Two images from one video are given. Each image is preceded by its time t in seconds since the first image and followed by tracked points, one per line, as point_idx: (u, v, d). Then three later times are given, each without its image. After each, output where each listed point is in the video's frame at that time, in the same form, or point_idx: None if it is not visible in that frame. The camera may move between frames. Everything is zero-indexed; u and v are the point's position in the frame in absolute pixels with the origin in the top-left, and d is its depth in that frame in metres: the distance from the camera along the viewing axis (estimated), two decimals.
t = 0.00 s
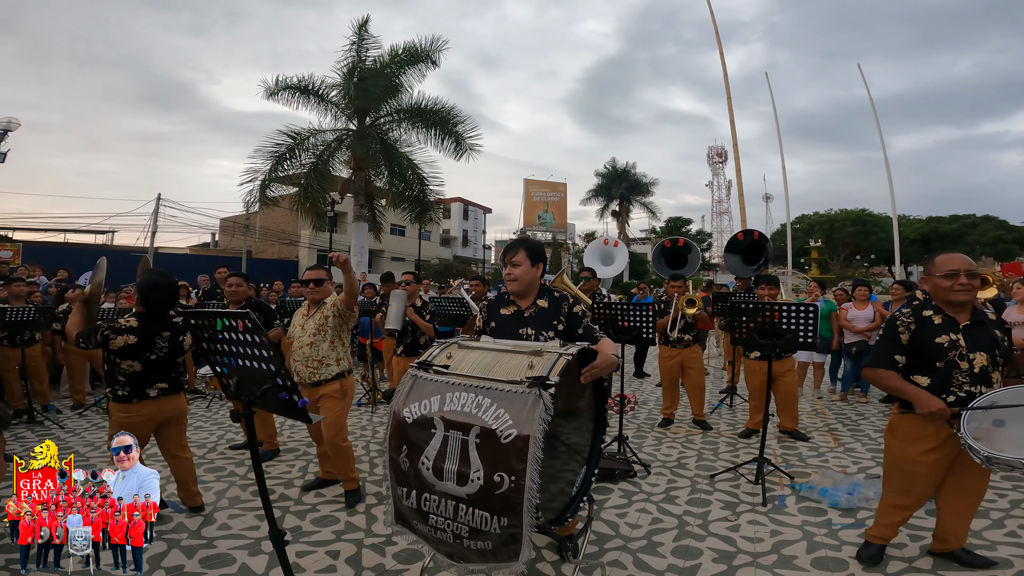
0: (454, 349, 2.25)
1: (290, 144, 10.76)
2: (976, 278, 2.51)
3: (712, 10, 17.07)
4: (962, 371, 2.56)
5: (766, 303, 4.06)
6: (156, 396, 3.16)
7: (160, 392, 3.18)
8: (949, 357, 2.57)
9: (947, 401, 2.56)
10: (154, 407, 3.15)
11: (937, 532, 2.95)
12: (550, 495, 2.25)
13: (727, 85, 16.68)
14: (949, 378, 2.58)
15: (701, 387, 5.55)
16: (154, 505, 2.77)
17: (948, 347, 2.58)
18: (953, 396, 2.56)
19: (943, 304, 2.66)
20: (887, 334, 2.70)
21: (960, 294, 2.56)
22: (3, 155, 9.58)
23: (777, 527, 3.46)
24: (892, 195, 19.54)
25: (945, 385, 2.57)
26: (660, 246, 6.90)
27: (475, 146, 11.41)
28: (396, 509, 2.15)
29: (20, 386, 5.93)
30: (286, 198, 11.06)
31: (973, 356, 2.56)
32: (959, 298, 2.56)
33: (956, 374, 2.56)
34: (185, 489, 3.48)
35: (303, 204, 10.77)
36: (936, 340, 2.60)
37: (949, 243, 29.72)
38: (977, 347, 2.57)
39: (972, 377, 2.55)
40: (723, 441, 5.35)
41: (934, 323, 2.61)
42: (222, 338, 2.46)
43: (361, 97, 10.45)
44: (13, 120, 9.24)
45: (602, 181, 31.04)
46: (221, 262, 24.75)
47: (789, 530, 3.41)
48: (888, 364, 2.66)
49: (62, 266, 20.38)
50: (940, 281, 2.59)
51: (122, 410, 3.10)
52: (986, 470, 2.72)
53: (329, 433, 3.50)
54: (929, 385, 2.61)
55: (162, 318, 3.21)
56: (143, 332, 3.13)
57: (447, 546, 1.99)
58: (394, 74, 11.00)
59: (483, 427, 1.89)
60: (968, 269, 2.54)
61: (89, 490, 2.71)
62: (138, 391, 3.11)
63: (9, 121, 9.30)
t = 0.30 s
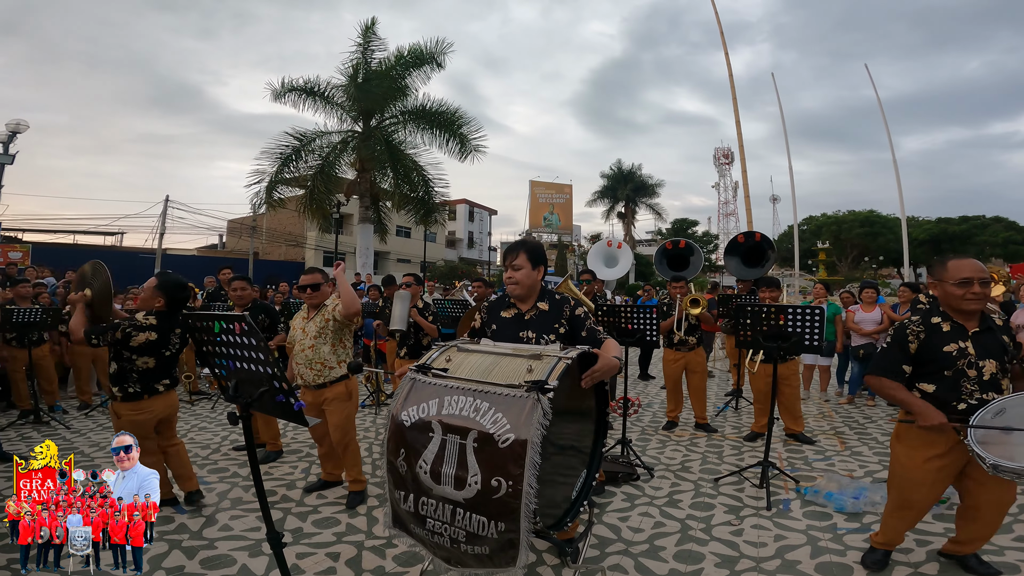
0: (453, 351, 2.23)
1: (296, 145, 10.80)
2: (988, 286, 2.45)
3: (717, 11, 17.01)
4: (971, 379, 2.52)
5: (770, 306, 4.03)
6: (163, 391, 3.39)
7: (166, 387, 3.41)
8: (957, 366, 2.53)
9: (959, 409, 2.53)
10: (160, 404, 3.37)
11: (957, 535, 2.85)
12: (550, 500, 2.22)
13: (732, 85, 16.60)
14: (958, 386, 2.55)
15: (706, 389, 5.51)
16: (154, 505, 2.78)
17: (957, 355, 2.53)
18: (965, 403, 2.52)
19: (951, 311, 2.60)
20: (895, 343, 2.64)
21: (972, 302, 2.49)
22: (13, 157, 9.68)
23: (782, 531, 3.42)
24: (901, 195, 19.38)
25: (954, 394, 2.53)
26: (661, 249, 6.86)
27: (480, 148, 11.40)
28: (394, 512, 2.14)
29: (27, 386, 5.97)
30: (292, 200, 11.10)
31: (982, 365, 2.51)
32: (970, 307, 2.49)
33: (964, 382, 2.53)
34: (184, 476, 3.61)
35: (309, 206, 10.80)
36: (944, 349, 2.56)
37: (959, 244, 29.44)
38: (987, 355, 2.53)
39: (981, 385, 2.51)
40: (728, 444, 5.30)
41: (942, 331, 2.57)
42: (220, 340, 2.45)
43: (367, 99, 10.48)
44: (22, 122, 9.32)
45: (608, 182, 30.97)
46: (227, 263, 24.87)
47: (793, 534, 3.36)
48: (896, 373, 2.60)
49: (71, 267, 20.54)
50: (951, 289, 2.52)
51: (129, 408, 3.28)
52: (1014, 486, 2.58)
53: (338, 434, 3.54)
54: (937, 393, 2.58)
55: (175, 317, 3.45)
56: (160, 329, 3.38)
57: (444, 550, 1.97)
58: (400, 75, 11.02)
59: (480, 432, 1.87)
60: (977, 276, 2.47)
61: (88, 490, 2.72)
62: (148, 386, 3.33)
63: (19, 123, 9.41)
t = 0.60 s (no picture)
0: (454, 352, 2.24)
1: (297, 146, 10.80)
2: (1011, 282, 2.46)
3: (714, 11, 16.96)
4: (990, 377, 2.52)
5: (774, 306, 4.03)
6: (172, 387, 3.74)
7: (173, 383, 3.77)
8: (976, 363, 2.54)
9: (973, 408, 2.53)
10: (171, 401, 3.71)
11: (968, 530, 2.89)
12: (552, 500, 2.23)
13: (731, 85, 16.55)
14: (978, 385, 2.54)
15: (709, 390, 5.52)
16: (154, 505, 2.79)
17: (976, 352, 2.54)
18: (979, 402, 2.53)
19: (974, 307, 2.61)
20: (914, 338, 2.68)
21: (995, 299, 2.49)
22: (15, 157, 9.70)
23: (783, 531, 3.42)
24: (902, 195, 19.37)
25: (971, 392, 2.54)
26: (667, 248, 6.85)
27: (481, 148, 11.41)
28: (396, 513, 2.14)
29: (29, 387, 5.99)
30: (293, 200, 11.11)
31: (1003, 363, 2.50)
32: (994, 303, 2.50)
33: (983, 380, 2.53)
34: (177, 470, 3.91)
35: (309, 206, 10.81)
36: (963, 346, 2.57)
37: (961, 244, 29.43)
38: (1009, 354, 2.51)
39: (1000, 384, 2.50)
40: (729, 444, 5.30)
41: (964, 328, 2.57)
42: (223, 341, 2.46)
43: (368, 99, 10.49)
44: (23, 123, 9.35)
45: (609, 182, 30.96)
46: (229, 264, 24.91)
47: (794, 534, 3.37)
48: (914, 368, 2.63)
49: (72, 267, 20.56)
50: (974, 286, 2.53)
51: (147, 404, 3.55)
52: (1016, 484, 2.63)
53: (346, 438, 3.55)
54: (955, 390, 2.59)
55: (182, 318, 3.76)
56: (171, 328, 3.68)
57: (446, 550, 1.97)
58: (401, 76, 11.04)
59: (482, 432, 1.88)
60: (1001, 272, 2.48)
61: (88, 489, 2.73)
62: (162, 382, 3.66)
63: (21, 124, 9.43)
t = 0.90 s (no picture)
0: (460, 351, 2.27)
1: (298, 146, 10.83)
2: None
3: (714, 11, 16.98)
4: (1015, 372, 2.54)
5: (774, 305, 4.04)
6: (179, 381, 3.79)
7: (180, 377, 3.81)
8: (1002, 357, 2.57)
9: (991, 401, 2.56)
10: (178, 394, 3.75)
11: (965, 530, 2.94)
12: (556, 498, 2.26)
13: (731, 85, 16.57)
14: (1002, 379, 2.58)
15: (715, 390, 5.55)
16: (154, 505, 2.81)
17: (1004, 348, 2.56)
18: (1000, 396, 2.55)
19: (1013, 305, 2.59)
20: (947, 329, 2.75)
21: None
22: (17, 158, 9.74)
23: (784, 529, 3.45)
24: (902, 195, 19.39)
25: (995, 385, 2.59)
26: (679, 247, 6.90)
27: (481, 148, 11.44)
28: (402, 509, 2.17)
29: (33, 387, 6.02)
30: (294, 201, 11.13)
31: None
32: None
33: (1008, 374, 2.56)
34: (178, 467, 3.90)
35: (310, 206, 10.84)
36: (994, 341, 2.60)
37: (961, 243, 29.45)
38: None
39: None
40: (730, 443, 5.32)
41: (997, 323, 2.59)
42: (232, 340, 2.49)
43: (369, 100, 10.52)
44: (26, 124, 9.40)
45: (609, 183, 30.97)
46: (229, 265, 24.95)
47: (795, 532, 3.39)
48: (943, 356, 2.72)
49: (73, 268, 20.61)
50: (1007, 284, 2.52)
51: (154, 398, 3.58)
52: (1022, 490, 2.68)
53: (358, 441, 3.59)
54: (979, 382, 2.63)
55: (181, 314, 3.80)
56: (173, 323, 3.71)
57: (452, 546, 2.00)
58: (402, 76, 11.07)
59: (488, 429, 1.91)
60: None
61: (88, 489, 2.73)
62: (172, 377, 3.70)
63: (23, 125, 9.48)
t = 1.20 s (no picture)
0: (464, 350, 2.30)
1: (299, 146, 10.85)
2: None
3: (714, 12, 17.02)
4: (1020, 369, 2.56)
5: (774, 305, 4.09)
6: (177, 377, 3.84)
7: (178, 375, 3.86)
8: (1008, 354, 2.59)
9: (996, 398, 2.59)
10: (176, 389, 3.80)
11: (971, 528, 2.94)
12: (559, 494, 2.29)
13: (732, 86, 16.64)
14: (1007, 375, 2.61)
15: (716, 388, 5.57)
16: (154, 505, 2.84)
17: (1010, 343, 2.59)
18: (1004, 392, 2.57)
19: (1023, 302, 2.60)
20: (953, 327, 2.78)
21: None
22: (19, 159, 9.77)
23: (784, 526, 3.47)
24: (902, 195, 19.44)
25: (999, 381, 2.61)
26: (686, 247, 6.95)
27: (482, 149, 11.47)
28: (407, 506, 2.20)
29: (37, 387, 6.04)
30: (295, 201, 11.16)
31: None
32: None
33: (1012, 372, 2.58)
34: (183, 460, 4.02)
35: (311, 206, 10.87)
36: (1001, 338, 2.63)
37: (961, 243, 29.47)
38: None
39: None
40: (731, 442, 5.34)
41: (1006, 320, 2.62)
42: (241, 339, 2.51)
43: (371, 101, 10.56)
44: (29, 125, 9.45)
45: (609, 183, 30.99)
46: (231, 265, 24.99)
47: (795, 530, 3.42)
48: (948, 354, 2.77)
49: (75, 268, 20.65)
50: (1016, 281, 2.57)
51: (147, 393, 3.66)
52: None
53: (360, 440, 3.62)
54: (984, 377, 2.68)
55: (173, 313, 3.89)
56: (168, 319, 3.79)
57: (456, 542, 2.03)
58: (403, 77, 11.11)
59: (492, 426, 1.93)
60: None
61: (88, 490, 2.71)
62: (167, 373, 3.74)
63: (25, 126, 9.52)
